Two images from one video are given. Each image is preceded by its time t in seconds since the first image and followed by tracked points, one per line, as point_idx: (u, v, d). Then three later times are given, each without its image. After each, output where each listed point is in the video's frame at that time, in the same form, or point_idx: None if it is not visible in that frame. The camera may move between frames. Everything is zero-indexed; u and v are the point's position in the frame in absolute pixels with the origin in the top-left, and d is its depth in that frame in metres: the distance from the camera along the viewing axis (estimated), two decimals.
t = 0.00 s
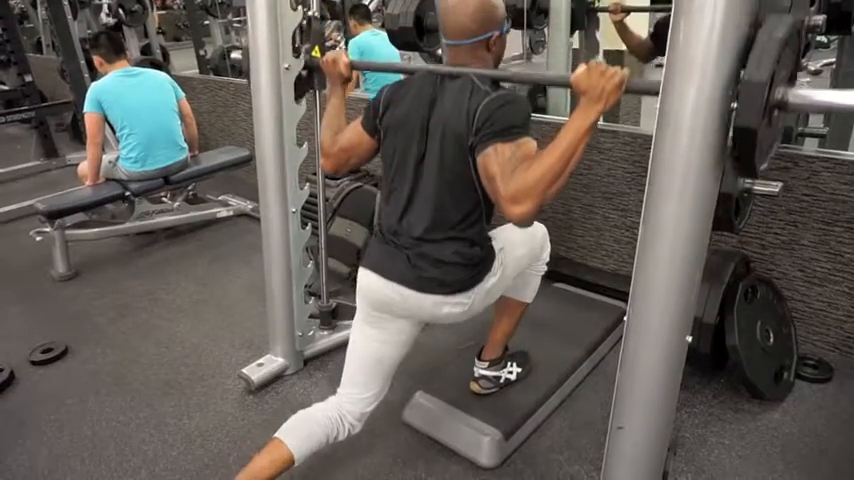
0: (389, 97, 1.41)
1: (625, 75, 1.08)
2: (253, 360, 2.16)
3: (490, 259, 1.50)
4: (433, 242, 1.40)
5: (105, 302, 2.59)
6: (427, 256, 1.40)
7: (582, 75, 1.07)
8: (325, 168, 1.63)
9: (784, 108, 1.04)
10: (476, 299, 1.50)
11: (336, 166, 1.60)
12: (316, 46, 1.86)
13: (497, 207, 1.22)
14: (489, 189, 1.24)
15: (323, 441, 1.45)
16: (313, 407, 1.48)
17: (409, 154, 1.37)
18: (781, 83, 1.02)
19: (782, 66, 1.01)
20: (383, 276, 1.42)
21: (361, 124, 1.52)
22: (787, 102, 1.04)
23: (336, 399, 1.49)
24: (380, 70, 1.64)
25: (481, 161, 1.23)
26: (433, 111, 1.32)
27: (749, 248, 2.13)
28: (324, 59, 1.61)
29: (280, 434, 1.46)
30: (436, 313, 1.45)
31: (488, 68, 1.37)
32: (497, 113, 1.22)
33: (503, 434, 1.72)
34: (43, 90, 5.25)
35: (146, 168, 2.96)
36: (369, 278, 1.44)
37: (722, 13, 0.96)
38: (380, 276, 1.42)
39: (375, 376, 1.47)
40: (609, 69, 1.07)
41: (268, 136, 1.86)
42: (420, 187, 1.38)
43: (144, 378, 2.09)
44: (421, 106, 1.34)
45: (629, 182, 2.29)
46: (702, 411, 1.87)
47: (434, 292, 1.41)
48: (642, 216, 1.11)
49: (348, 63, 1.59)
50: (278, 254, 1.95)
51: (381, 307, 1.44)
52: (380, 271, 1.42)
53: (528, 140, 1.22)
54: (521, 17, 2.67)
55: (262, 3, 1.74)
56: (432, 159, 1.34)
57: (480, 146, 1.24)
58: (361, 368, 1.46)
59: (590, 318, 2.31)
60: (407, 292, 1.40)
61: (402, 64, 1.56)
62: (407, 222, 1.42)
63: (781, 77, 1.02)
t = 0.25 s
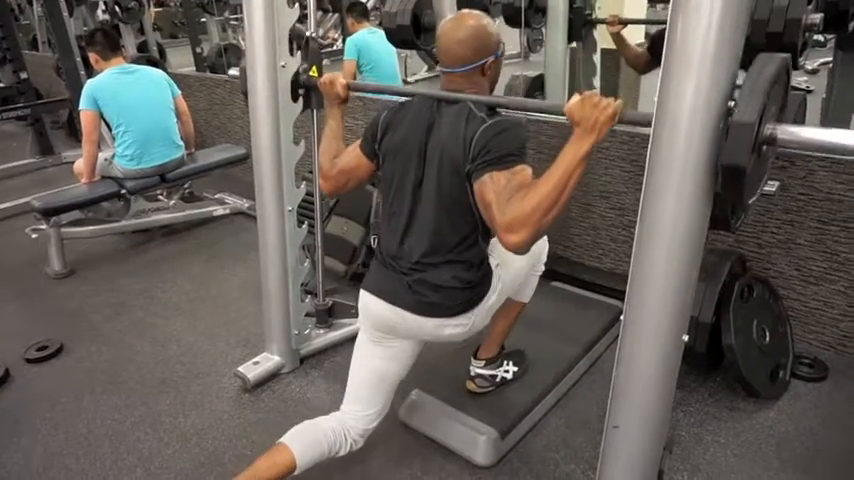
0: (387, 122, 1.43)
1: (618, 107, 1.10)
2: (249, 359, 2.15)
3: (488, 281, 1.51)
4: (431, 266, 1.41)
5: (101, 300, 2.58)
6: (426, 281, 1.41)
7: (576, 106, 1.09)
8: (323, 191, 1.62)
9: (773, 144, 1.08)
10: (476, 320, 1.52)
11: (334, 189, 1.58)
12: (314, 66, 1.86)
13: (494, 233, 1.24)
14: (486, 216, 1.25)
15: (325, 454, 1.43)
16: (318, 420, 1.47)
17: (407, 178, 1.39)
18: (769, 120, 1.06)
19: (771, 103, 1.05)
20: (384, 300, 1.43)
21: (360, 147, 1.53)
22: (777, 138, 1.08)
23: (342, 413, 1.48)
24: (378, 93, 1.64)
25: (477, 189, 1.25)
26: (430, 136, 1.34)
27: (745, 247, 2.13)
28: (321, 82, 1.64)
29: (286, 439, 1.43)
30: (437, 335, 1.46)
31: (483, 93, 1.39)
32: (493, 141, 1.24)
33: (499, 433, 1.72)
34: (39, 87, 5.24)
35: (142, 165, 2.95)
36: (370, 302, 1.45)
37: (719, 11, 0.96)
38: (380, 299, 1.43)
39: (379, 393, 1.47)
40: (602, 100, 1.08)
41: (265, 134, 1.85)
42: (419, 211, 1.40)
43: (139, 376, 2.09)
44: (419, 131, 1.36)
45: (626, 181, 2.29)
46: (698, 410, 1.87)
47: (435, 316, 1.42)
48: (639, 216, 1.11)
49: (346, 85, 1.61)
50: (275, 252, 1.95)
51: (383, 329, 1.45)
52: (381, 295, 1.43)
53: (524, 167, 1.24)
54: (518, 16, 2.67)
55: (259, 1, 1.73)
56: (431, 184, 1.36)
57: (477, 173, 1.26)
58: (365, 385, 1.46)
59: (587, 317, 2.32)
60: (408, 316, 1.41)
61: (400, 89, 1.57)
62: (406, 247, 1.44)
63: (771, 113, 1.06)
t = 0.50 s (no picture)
0: (379, 134, 1.43)
1: (609, 121, 1.09)
2: (242, 360, 2.15)
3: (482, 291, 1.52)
4: (425, 279, 1.41)
5: (92, 301, 2.57)
6: (421, 292, 1.41)
7: (566, 121, 1.08)
8: (316, 201, 1.61)
9: (760, 160, 1.10)
10: (470, 329, 1.53)
11: (327, 199, 1.57)
12: (306, 77, 1.87)
13: (487, 247, 1.24)
14: (479, 230, 1.25)
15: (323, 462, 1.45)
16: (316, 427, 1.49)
17: (399, 190, 1.39)
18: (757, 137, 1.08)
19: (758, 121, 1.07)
20: (379, 313, 1.43)
21: (353, 157, 1.52)
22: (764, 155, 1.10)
23: (339, 421, 1.50)
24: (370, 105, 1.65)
25: (470, 202, 1.25)
26: (422, 149, 1.34)
27: (736, 247, 2.14)
28: (313, 91, 1.61)
29: (284, 444, 1.43)
30: (433, 346, 1.47)
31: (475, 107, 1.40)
32: (484, 155, 1.25)
33: (492, 433, 1.72)
34: (29, 87, 5.20)
35: (134, 165, 2.94)
36: (364, 315, 1.45)
37: (710, 12, 0.96)
38: (375, 312, 1.44)
39: (376, 405, 1.49)
40: (593, 115, 1.07)
41: (257, 135, 1.85)
42: (412, 223, 1.40)
43: (131, 378, 2.08)
44: (411, 143, 1.36)
45: (617, 181, 2.30)
46: (690, 409, 1.88)
47: (430, 327, 1.43)
48: (631, 217, 1.11)
49: (338, 96, 1.59)
50: (268, 253, 1.95)
51: (378, 340, 1.45)
52: (376, 307, 1.43)
53: (516, 180, 1.25)
54: (510, 16, 2.67)
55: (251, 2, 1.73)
56: (424, 196, 1.36)
57: (469, 187, 1.26)
58: (362, 397, 1.47)
59: (580, 317, 2.32)
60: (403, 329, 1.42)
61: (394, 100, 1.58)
62: (400, 260, 1.43)
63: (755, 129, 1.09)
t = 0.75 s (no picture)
0: (372, 127, 1.44)
1: (605, 114, 1.09)
2: (236, 364, 2.14)
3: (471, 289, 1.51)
4: (414, 271, 1.41)
5: (85, 305, 2.56)
6: (409, 283, 1.41)
7: (561, 114, 1.08)
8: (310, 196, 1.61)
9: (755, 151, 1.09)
10: (458, 324, 1.52)
11: (321, 193, 1.57)
12: (301, 73, 1.88)
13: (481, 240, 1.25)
14: (474, 223, 1.26)
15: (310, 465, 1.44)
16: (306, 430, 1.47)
17: (392, 184, 1.40)
18: (751, 129, 1.08)
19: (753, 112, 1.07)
20: (367, 303, 1.42)
21: (347, 152, 1.52)
22: (758, 146, 1.09)
23: (326, 421, 1.49)
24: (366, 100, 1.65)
25: (464, 195, 1.26)
26: (416, 144, 1.35)
27: (730, 250, 2.14)
28: (308, 87, 1.64)
29: (270, 450, 1.42)
30: (420, 339, 1.46)
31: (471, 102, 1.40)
32: (478, 150, 1.26)
33: (487, 437, 1.72)
34: (23, 90, 5.18)
35: (127, 169, 2.93)
36: (352, 306, 1.44)
37: (703, 18, 0.97)
38: (363, 303, 1.43)
39: (366, 402, 1.47)
40: (588, 108, 1.07)
41: (252, 139, 1.84)
42: (403, 216, 1.40)
43: (124, 383, 2.07)
44: (405, 137, 1.37)
45: (612, 184, 2.30)
46: (685, 413, 1.88)
47: (417, 319, 1.42)
48: (625, 220, 1.11)
49: (333, 91, 1.61)
50: (262, 257, 1.94)
51: (367, 333, 1.44)
52: (365, 299, 1.43)
53: (511, 173, 1.26)
54: (505, 19, 2.67)
55: (245, 5, 1.73)
56: (415, 190, 1.36)
57: (463, 180, 1.27)
58: (351, 396, 1.46)
59: (575, 320, 2.32)
60: (390, 320, 1.41)
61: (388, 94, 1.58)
62: (389, 251, 1.43)
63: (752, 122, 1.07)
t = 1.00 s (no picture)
0: (365, 72, 1.40)
1: (607, 44, 1.05)
2: (233, 370, 2.14)
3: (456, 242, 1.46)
4: (401, 211, 1.36)
5: (81, 311, 2.55)
6: (393, 226, 1.37)
7: (564, 44, 1.05)
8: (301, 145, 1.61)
9: (768, 69, 1.03)
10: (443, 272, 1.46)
11: (311, 141, 1.57)
12: (295, 26, 1.81)
13: (479, 175, 1.19)
14: (471, 158, 1.20)
15: (305, 431, 1.45)
16: (277, 404, 1.46)
17: (384, 124, 1.35)
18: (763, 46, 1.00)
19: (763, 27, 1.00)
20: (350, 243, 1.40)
21: (340, 98, 1.52)
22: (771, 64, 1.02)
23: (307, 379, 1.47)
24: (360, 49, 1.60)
25: (461, 130, 1.20)
26: (409, 84, 1.30)
27: (725, 252, 2.15)
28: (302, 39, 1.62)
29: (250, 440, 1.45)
30: (403, 283, 1.41)
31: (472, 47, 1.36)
32: (477, 85, 1.18)
33: (485, 441, 1.71)
34: (16, 94, 5.16)
35: (122, 174, 2.91)
36: (331, 248, 1.43)
37: (696, 23, 0.97)
38: (343, 245, 1.41)
39: (345, 355, 1.45)
40: (590, 37, 1.04)
41: (248, 144, 1.84)
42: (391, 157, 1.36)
43: (120, 390, 2.06)
44: (399, 78, 1.32)
45: (608, 188, 2.31)
46: (682, 415, 1.88)
47: (396, 260, 1.38)
48: (621, 224, 1.12)
49: (327, 42, 1.59)
50: (259, 263, 1.94)
51: (343, 279, 1.42)
52: (344, 239, 1.41)
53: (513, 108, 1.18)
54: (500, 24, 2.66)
55: (240, 11, 1.73)
56: (406, 131, 1.31)
57: (460, 115, 1.20)
58: (328, 346, 1.44)
59: (572, 324, 2.33)
60: (367, 261, 1.39)
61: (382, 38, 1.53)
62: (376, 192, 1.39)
63: (763, 39, 1.00)
